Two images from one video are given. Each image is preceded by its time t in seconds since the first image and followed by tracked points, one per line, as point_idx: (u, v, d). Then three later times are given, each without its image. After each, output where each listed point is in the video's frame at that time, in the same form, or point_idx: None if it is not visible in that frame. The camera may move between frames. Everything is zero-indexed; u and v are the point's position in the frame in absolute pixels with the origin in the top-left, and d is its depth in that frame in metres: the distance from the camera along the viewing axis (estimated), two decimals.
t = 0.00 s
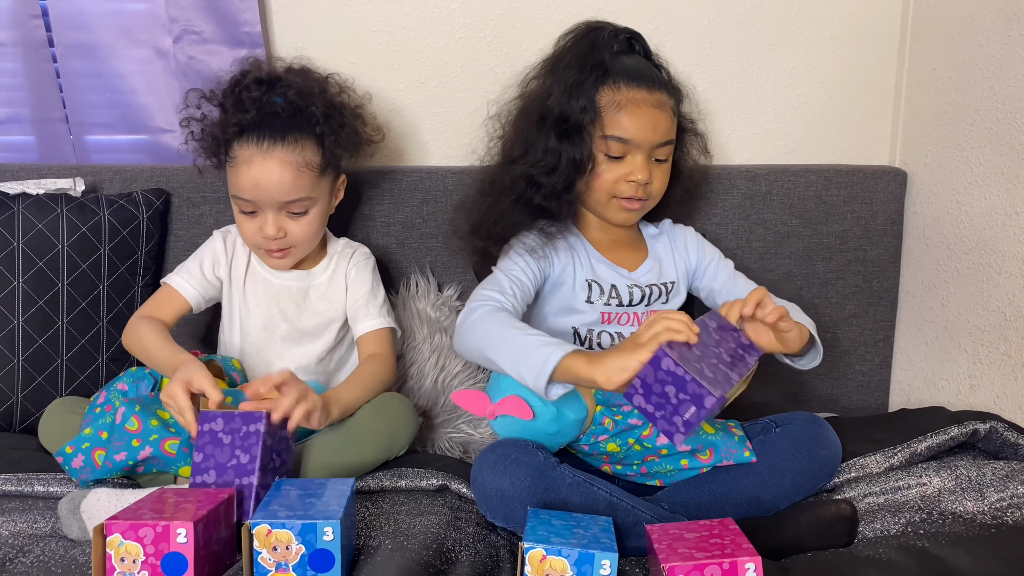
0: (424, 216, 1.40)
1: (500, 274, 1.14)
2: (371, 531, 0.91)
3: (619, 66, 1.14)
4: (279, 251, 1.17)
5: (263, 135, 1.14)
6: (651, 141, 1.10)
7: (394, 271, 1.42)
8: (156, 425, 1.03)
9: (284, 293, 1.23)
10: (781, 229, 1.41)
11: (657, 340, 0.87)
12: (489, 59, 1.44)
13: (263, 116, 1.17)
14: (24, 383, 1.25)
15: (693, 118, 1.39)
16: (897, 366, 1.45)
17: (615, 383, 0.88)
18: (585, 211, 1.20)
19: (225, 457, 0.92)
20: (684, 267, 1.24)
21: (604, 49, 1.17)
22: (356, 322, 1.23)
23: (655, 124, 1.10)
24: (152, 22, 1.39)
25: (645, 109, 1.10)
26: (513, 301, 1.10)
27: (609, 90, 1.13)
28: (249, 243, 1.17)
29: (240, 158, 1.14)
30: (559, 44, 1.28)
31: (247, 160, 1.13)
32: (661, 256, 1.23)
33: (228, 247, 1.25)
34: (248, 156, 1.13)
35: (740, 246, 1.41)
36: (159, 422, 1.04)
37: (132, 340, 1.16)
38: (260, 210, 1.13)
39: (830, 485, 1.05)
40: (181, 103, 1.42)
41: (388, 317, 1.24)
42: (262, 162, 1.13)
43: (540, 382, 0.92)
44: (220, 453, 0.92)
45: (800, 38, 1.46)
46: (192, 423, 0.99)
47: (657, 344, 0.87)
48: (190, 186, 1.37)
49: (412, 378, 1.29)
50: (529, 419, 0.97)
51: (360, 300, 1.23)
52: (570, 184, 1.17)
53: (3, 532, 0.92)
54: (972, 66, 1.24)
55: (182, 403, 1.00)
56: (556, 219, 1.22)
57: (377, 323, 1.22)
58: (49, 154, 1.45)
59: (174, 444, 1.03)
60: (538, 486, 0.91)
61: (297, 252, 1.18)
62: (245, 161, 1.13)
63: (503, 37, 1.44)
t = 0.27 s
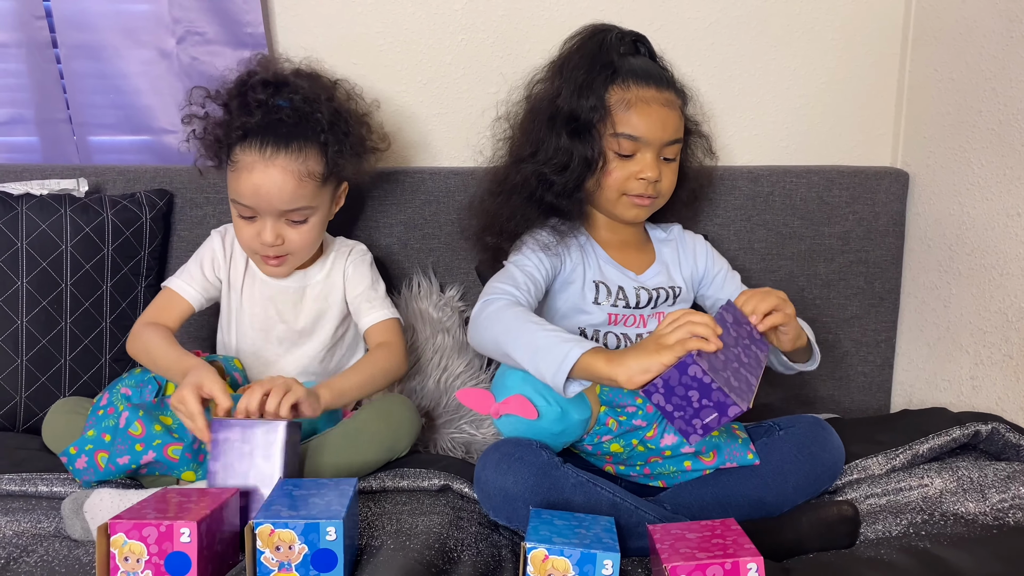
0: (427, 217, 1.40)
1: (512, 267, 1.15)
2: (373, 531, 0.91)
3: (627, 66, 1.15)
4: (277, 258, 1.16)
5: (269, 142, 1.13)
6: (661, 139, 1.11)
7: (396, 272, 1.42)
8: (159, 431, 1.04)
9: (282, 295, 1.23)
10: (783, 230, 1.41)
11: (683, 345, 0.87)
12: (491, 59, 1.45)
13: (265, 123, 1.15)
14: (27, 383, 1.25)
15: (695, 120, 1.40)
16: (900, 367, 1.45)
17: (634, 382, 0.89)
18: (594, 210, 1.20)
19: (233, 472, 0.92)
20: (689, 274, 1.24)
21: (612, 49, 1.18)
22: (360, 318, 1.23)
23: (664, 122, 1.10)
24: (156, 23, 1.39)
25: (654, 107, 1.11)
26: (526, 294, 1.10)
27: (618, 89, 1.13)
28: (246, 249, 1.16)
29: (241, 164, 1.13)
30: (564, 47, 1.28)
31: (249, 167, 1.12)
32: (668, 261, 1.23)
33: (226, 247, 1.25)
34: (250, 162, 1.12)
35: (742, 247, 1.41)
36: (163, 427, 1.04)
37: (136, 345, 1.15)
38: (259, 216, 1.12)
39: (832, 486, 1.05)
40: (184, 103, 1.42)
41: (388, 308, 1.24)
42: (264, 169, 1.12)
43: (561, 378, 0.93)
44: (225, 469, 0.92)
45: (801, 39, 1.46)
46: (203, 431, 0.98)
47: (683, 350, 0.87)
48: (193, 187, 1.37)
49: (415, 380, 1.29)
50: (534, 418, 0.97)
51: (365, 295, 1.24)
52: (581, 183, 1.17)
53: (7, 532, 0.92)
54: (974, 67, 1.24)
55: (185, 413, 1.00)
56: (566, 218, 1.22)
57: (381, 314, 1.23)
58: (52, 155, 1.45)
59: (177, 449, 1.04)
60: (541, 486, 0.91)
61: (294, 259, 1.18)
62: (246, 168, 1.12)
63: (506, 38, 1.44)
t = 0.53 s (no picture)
0: (429, 217, 1.40)
1: (516, 270, 1.15)
2: (376, 531, 0.92)
3: (627, 67, 1.15)
4: (275, 263, 1.16)
5: (267, 150, 1.13)
6: (659, 141, 1.11)
7: (398, 272, 1.42)
8: (162, 433, 1.04)
9: (281, 296, 1.23)
10: (785, 231, 1.41)
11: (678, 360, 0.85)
12: (493, 60, 1.45)
13: (262, 129, 1.15)
14: (30, 383, 1.25)
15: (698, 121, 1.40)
16: (902, 367, 1.45)
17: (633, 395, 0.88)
18: (594, 211, 1.20)
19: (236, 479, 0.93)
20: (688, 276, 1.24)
21: (611, 50, 1.18)
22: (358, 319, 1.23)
23: (662, 124, 1.10)
24: (158, 23, 1.39)
25: (653, 109, 1.11)
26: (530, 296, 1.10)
27: (617, 91, 1.13)
28: (244, 254, 1.16)
29: (241, 170, 1.13)
30: (564, 49, 1.28)
31: (249, 173, 1.12)
32: (669, 261, 1.23)
33: (225, 247, 1.24)
34: (250, 169, 1.12)
35: (744, 247, 1.41)
36: (165, 428, 1.04)
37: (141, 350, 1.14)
38: (259, 223, 1.12)
39: (834, 486, 1.05)
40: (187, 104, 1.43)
41: (394, 306, 1.24)
42: (263, 176, 1.11)
43: (563, 387, 0.93)
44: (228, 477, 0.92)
45: (803, 40, 1.46)
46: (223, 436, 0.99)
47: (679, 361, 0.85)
48: (195, 188, 1.38)
49: (417, 380, 1.29)
50: (537, 417, 0.97)
51: (365, 294, 1.24)
52: (581, 185, 1.17)
53: (10, 532, 0.92)
54: (976, 67, 1.24)
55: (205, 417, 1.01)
56: (566, 219, 1.22)
57: (384, 314, 1.23)
58: (55, 155, 1.46)
59: (180, 452, 1.04)
60: (543, 485, 0.91)
61: (292, 264, 1.18)
62: (246, 174, 1.12)
63: (508, 38, 1.44)
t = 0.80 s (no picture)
0: (430, 218, 1.40)
1: (511, 273, 1.15)
2: (377, 532, 0.92)
3: (629, 67, 1.15)
4: (273, 267, 1.16)
5: (263, 154, 1.13)
6: (660, 142, 1.10)
7: (398, 273, 1.43)
8: (163, 436, 1.03)
9: (282, 298, 1.23)
10: (786, 232, 1.41)
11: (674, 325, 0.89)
12: (494, 61, 1.45)
13: (257, 132, 1.15)
14: (31, 384, 1.26)
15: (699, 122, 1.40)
16: (903, 368, 1.45)
17: (637, 372, 0.90)
18: (594, 211, 1.21)
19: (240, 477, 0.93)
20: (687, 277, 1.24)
21: (613, 51, 1.18)
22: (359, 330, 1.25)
23: (664, 125, 1.10)
24: (160, 24, 1.40)
25: (654, 110, 1.11)
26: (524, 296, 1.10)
27: (618, 92, 1.14)
28: (242, 257, 1.16)
29: (239, 173, 1.13)
30: (569, 46, 1.28)
31: (247, 176, 1.12)
32: (671, 263, 1.24)
33: (222, 251, 1.24)
34: (248, 172, 1.12)
35: (746, 247, 1.41)
36: (166, 432, 1.04)
37: (139, 357, 1.14)
38: (256, 226, 1.12)
39: (835, 487, 1.05)
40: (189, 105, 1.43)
41: (397, 320, 1.26)
42: (263, 179, 1.11)
43: (565, 374, 0.95)
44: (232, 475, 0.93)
45: (804, 40, 1.46)
46: (221, 436, 0.99)
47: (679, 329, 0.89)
48: (197, 189, 1.38)
49: (418, 381, 1.29)
50: (537, 418, 0.97)
51: (366, 305, 1.25)
52: (582, 185, 1.18)
53: (12, 532, 0.92)
54: (977, 68, 1.24)
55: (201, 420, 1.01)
56: (564, 221, 1.22)
57: (388, 327, 1.24)
58: (57, 156, 1.46)
59: (180, 455, 1.04)
60: (544, 486, 0.91)
61: (289, 268, 1.18)
62: (244, 177, 1.12)
63: (509, 39, 1.44)
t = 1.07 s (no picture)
0: (430, 219, 1.40)
1: (513, 279, 1.14)
2: (376, 534, 0.92)
3: (642, 70, 1.15)
4: (271, 270, 1.16)
5: (264, 158, 1.13)
6: (670, 146, 1.10)
7: (398, 275, 1.43)
8: (162, 437, 1.03)
9: (283, 299, 1.23)
10: (786, 232, 1.40)
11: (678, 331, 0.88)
12: (494, 62, 1.45)
13: (259, 135, 1.15)
14: (31, 385, 1.26)
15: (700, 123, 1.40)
16: (903, 369, 1.44)
17: (641, 380, 0.89)
18: (598, 212, 1.21)
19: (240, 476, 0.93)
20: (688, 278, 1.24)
21: (628, 52, 1.17)
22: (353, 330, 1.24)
23: (674, 130, 1.10)
24: (160, 26, 1.40)
25: (666, 113, 1.11)
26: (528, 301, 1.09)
27: (630, 92, 1.13)
28: (241, 259, 1.16)
29: (242, 176, 1.12)
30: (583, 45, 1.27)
31: (249, 180, 1.12)
32: (673, 264, 1.23)
33: (222, 253, 1.24)
34: (251, 175, 1.12)
35: (746, 248, 1.41)
36: (166, 433, 1.04)
37: (137, 358, 1.14)
38: (257, 228, 1.12)
39: (836, 489, 1.05)
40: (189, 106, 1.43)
41: (393, 323, 1.27)
42: (266, 183, 1.11)
43: (568, 385, 0.93)
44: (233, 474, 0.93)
45: (804, 41, 1.46)
46: (219, 440, 0.99)
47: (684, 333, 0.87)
48: (197, 190, 1.38)
49: (418, 382, 1.29)
50: (537, 420, 0.96)
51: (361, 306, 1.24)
52: (589, 185, 1.17)
53: (12, 534, 0.92)
54: (977, 68, 1.24)
55: (199, 424, 1.00)
56: (568, 220, 1.23)
57: (382, 329, 1.24)
58: (57, 158, 1.46)
59: (180, 456, 1.04)
60: (543, 488, 0.91)
61: (288, 271, 1.18)
62: (247, 181, 1.11)
63: (509, 41, 1.44)
